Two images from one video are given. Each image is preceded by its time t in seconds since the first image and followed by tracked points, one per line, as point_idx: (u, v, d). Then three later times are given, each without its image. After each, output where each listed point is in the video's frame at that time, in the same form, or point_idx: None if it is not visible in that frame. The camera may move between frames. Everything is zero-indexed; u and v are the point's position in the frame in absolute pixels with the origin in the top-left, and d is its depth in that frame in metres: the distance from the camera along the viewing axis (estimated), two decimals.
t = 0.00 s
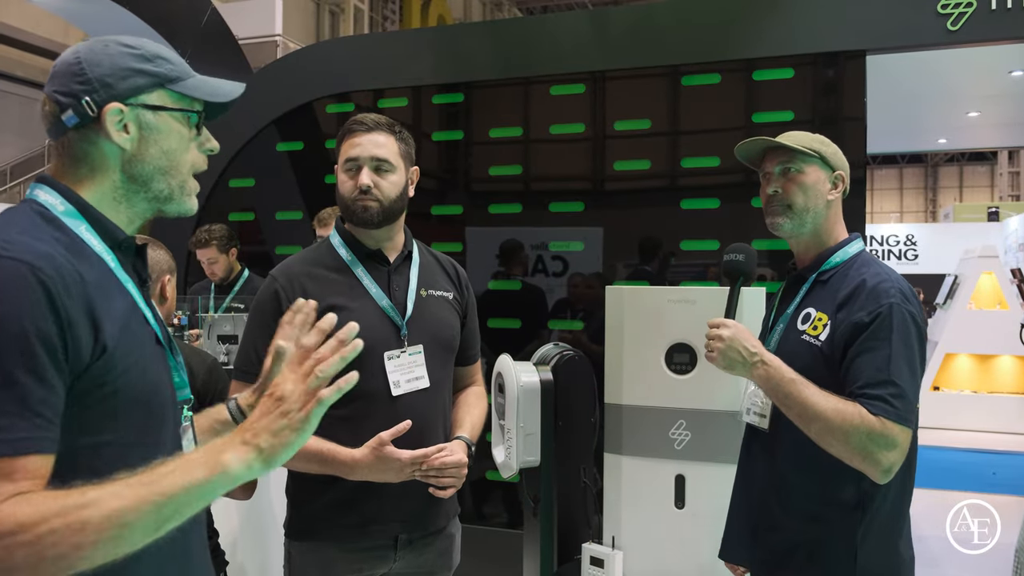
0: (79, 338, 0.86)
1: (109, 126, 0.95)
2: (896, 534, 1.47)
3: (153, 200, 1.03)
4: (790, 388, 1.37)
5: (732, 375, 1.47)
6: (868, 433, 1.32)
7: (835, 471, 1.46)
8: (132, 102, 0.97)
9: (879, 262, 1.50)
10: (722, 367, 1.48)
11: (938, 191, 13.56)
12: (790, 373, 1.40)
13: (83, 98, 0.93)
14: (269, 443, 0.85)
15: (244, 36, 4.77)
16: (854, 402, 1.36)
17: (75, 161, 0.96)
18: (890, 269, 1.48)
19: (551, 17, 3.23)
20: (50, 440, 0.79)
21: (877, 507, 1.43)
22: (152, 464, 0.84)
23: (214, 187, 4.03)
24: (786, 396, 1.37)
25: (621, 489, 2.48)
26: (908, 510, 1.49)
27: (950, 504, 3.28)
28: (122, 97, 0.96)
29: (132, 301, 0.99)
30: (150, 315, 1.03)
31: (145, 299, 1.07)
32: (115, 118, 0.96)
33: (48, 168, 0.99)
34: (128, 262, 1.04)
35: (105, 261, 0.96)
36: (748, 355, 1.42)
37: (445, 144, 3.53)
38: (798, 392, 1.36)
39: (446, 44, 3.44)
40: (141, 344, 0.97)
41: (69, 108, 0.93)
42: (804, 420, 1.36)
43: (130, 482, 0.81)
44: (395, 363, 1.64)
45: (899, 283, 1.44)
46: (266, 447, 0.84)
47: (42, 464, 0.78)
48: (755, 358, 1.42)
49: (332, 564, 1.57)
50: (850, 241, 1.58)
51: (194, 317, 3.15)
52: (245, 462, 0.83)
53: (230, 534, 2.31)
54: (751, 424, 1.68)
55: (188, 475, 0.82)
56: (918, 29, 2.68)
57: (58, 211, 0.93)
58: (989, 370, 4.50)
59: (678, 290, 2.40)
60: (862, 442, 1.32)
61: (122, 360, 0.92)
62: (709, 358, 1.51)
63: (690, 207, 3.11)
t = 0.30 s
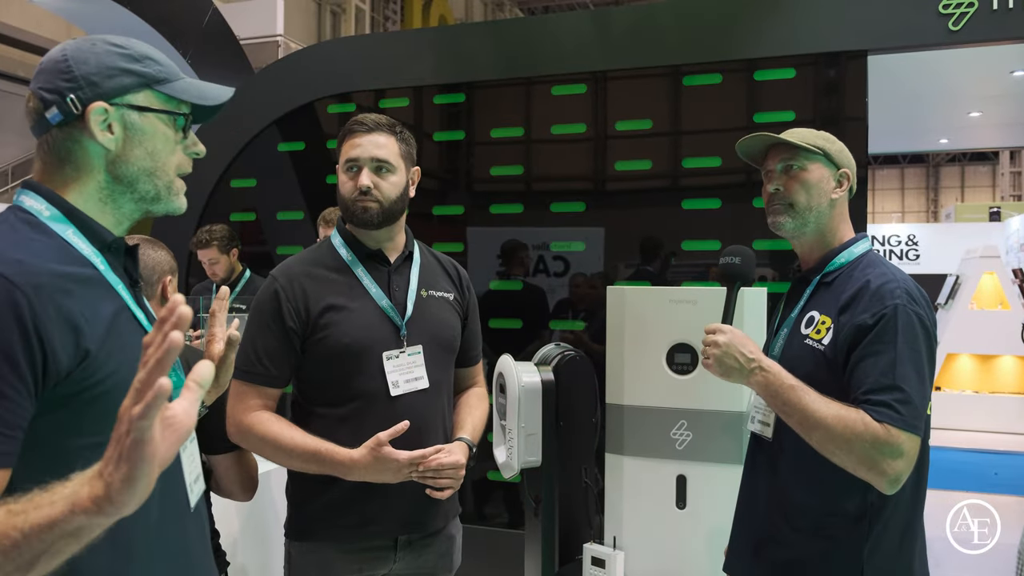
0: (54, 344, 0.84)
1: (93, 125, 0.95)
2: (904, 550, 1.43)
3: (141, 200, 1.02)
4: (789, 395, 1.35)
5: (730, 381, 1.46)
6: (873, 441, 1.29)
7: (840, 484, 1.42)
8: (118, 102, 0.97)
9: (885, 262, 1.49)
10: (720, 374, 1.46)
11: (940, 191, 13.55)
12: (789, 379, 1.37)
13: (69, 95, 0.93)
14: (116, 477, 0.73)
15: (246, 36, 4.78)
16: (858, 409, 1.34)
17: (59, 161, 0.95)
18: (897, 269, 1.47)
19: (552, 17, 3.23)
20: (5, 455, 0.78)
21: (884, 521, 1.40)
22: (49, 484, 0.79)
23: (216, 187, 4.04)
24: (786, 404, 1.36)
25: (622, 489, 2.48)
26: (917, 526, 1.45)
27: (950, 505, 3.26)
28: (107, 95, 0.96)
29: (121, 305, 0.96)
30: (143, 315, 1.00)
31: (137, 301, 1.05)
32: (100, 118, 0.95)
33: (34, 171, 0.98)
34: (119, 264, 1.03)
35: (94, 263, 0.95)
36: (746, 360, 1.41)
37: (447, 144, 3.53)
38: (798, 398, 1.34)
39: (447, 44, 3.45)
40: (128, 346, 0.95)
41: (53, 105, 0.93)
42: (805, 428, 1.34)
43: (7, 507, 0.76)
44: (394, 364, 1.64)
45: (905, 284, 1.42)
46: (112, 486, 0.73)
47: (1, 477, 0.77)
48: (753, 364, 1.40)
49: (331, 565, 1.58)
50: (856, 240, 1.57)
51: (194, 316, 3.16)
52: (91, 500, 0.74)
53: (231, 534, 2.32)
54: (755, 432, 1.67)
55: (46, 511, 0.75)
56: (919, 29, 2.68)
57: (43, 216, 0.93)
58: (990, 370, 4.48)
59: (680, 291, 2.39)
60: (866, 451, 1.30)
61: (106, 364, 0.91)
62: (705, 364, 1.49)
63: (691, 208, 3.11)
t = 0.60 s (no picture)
0: (44, 345, 0.84)
1: (63, 123, 0.93)
2: (915, 553, 1.42)
3: (116, 199, 1.00)
4: (791, 398, 1.35)
5: (731, 384, 1.45)
6: (877, 447, 1.29)
7: (847, 490, 1.41)
8: (89, 100, 0.96)
9: (893, 262, 1.48)
10: (720, 377, 1.46)
11: (940, 191, 13.55)
12: (792, 383, 1.36)
13: (39, 93, 0.91)
14: (114, 448, 0.73)
15: (247, 36, 4.78)
16: (863, 413, 1.34)
17: (33, 160, 0.93)
18: (904, 271, 1.45)
19: (552, 17, 3.23)
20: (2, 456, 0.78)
21: (894, 529, 1.39)
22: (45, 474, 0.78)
23: (217, 187, 4.04)
24: (787, 407, 1.35)
25: (622, 489, 2.49)
26: (927, 527, 1.45)
27: (950, 504, 3.28)
28: (78, 93, 0.94)
29: (106, 304, 0.96)
30: (127, 313, 0.99)
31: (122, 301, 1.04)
32: (71, 116, 0.94)
33: (10, 177, 0.96)
34: (102, 263, 1.02)
35: (75, 265, 0.94)
36: (748, 363, 1.40)
37: (447, 144, 3.54)
38: (800, 402, 1.34)
39: (447, 44, 3.45)
40: (118, 347, 0.94)
41: (24, 103, 0.91)
42: (807, 433, 1.34)
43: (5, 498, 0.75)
44: (395, 363, 1.64)
45: (913, 285, 1.40)
46: (112, 457, 0.73)
47: None
48: (755, 367, 1.39)
49: (332, 565, 1.58)
50: (863, 241, 1.56)
51: (195, 316, 3.16)
52: (91, 473, 0.73)
53: (233, 534, 2.32)
54: (760, 437, 1.65)
55: (47, 494, 0.74)
56: (920, 29, 2.68)
57: (23, 219, 0.92)
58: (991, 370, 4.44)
59: (681, 291, 2.39)
60: (869, 457, 1.30)
61: (95, 365, 0.90)
62: (705, 367, 1.49)
63: (692, 208, 3.11)
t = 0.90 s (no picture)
0: (43, 346, 0.83)
1: (62, 125, 0.93)
2: (926, 556, 1.43)
3: (116, 199, 1.00)
4: (803, 400, 1.34)
5: (739, 386, 1.45)
6: (890, 451, 1.28)
7: (859, 494, 1.40)
8: (88, 101, 0.95)
9: (902, 263, 1.48)
10: (728, 378, 1.46)
11: (941, 191, 13.54)
12: (803, 386, 1.36)
13: (38, 95, 0.91)
14: (114, 437, 0.73)
15: (247, 36, 4.78)
16: (875, 417, 1.33)
17: (32, 162, 0.93)
18: (913, 271, 1.45)
19: (553, 17, 3.23)
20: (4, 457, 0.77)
21: (904, 536, 1.39)
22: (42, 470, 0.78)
23: (218, 187, 4.04)
24: (799, 410, 1.34)
25: (624, 489, 2.48)
26: (938, 530, 1.46)
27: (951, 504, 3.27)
28: (76, 94, 0.94)
29: (107, 304, 0.96)
30: (127, 315, 0.99)
31: (121, 301, 1.04)
32: (70, 117, 0.93)
33: (8, 180, 0.96)
34: (102, 264, 1.02)
35: (74, 265, 0.94)
36: (756, 365, 1.40)
37: (447, 144, 3.53)
38: (810, 405, 1.33)
39: (447, 44, 3.44)
40: (118, 347, 0.94)
41: (22, 105, 0.91)
42: (818, 436, 1.33)
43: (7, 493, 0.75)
44: (397, 364, 1.64)
45: (923, 286, 1.40)
46: (112, 447, 0.73)
47: None
48: (764, 369, 1.40)
49: (336, 566, 1.58)
50: (869, 240, 1.56)
51: (196, 316, 3.16)
52: (92, 464, 0.73)
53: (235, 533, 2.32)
54: (766, 439, 1.64)
55: (48, 488, 0.74)
56: (921, 29, 2.68)
57: (22, 221, 0.91)
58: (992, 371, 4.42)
59: (684, 291, 2.39)
60: (883, 462, 1.29)
61: (96, 365, 0.90)
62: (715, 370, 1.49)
63: (693, 208, 3.11)
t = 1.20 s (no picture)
0: (55, 346, 0.84)
1: (79, 129, 0.93)
2: (933, 554, 1.43)
3: (128, 204, 1.00)
4: (809, 404, 1.32)
5: (745, 393, 1.42)
6: (899, 451, 1.27)
7: (865, 496, 1.40)
8: (105, 106, 0.96)
9: (900, 262, 1.48)
10: (733, 386, 1.43)
11: (947, 191, 13.49)
12: (809, 390, 1.34)
13: (57, 98, 0.91)
14: (113, 409, 0.73)
15: (252, 37, 4.79)
16: (882, 417, 1.32)
17: (46, 164, 0.93)
18: (912, 270, 1.45)
19: (557, 17, 3.23)
20: (14, 456, 0.78)
21: (911, 536, 1.39)
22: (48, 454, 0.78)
23: (223, 188, 4.05)
24: (806, 414, 1.32)
25: (629, 489, 2.48)
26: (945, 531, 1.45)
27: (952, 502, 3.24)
28: (95, 99, 0.94)
29: (117, 305, 0.96)
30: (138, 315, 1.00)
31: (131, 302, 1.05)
32: (87, 121, 0.94)
33: (22, 177, 0.97)
34: (112, 265, 1.02)
35: (86, 267, 0.94)
36: (761, 370, 1.38)
37: (452, 144, 3.54)
38: (816, 407, 1.31)
39: (452, 44, 3.45)
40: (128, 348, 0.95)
41: (40, 107, 0.91)
42: (827, 439, 1.31)
43: (16, 482, 0.75)
44: (402, 364, 1.64)
45: (924, 285, 1.40)
46: (112, 419, 0.73)
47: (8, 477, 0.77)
48: (769, 374, 1.37)
49: (342, 566, 1.58)
50: (867, 239, 1.56)
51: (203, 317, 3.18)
52: (93, 438, 0.73)
53: (241, 533, 2.33)
54: (766, 440, 1.64)
55: (50, 467, 0.74)
56: (927, 28, 2.67)
57: (34, 221, 0.92)
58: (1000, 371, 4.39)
59: (689, 291, 2.39)
60: (892, 462, 1.28)
61: (106, 365, 0.91)
62: (717, 375, 1.45)
63: (698, 207, 3.10)
